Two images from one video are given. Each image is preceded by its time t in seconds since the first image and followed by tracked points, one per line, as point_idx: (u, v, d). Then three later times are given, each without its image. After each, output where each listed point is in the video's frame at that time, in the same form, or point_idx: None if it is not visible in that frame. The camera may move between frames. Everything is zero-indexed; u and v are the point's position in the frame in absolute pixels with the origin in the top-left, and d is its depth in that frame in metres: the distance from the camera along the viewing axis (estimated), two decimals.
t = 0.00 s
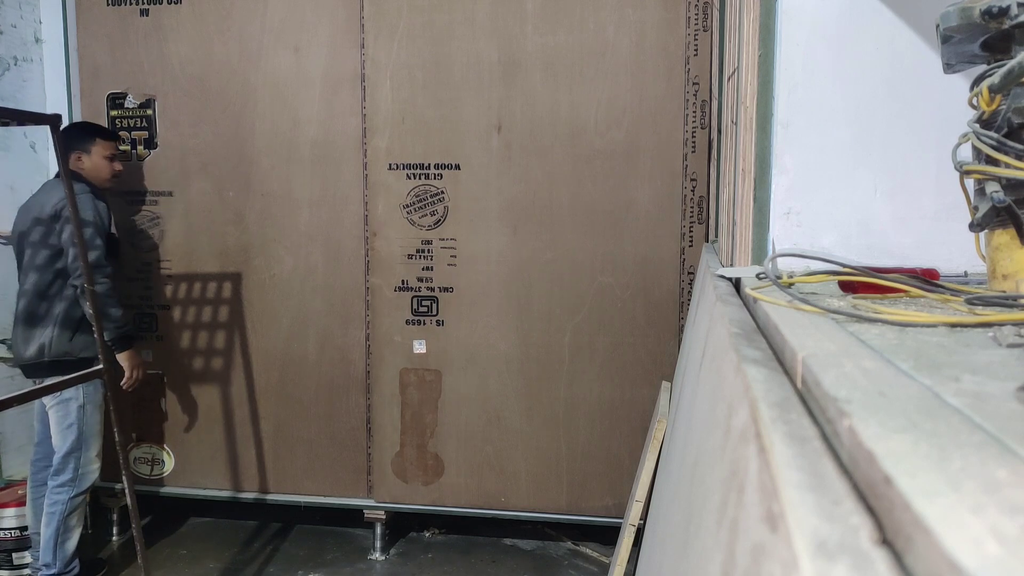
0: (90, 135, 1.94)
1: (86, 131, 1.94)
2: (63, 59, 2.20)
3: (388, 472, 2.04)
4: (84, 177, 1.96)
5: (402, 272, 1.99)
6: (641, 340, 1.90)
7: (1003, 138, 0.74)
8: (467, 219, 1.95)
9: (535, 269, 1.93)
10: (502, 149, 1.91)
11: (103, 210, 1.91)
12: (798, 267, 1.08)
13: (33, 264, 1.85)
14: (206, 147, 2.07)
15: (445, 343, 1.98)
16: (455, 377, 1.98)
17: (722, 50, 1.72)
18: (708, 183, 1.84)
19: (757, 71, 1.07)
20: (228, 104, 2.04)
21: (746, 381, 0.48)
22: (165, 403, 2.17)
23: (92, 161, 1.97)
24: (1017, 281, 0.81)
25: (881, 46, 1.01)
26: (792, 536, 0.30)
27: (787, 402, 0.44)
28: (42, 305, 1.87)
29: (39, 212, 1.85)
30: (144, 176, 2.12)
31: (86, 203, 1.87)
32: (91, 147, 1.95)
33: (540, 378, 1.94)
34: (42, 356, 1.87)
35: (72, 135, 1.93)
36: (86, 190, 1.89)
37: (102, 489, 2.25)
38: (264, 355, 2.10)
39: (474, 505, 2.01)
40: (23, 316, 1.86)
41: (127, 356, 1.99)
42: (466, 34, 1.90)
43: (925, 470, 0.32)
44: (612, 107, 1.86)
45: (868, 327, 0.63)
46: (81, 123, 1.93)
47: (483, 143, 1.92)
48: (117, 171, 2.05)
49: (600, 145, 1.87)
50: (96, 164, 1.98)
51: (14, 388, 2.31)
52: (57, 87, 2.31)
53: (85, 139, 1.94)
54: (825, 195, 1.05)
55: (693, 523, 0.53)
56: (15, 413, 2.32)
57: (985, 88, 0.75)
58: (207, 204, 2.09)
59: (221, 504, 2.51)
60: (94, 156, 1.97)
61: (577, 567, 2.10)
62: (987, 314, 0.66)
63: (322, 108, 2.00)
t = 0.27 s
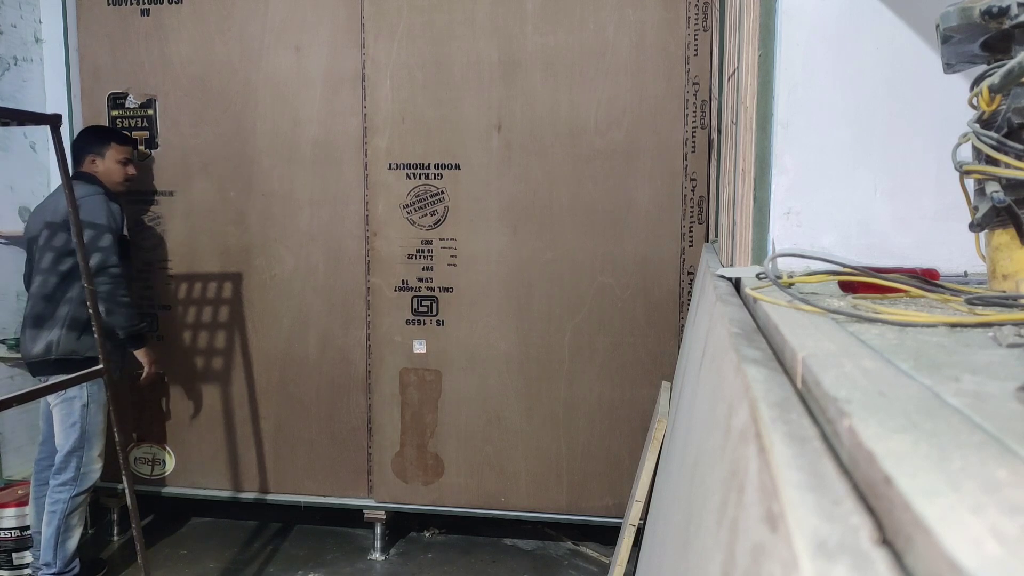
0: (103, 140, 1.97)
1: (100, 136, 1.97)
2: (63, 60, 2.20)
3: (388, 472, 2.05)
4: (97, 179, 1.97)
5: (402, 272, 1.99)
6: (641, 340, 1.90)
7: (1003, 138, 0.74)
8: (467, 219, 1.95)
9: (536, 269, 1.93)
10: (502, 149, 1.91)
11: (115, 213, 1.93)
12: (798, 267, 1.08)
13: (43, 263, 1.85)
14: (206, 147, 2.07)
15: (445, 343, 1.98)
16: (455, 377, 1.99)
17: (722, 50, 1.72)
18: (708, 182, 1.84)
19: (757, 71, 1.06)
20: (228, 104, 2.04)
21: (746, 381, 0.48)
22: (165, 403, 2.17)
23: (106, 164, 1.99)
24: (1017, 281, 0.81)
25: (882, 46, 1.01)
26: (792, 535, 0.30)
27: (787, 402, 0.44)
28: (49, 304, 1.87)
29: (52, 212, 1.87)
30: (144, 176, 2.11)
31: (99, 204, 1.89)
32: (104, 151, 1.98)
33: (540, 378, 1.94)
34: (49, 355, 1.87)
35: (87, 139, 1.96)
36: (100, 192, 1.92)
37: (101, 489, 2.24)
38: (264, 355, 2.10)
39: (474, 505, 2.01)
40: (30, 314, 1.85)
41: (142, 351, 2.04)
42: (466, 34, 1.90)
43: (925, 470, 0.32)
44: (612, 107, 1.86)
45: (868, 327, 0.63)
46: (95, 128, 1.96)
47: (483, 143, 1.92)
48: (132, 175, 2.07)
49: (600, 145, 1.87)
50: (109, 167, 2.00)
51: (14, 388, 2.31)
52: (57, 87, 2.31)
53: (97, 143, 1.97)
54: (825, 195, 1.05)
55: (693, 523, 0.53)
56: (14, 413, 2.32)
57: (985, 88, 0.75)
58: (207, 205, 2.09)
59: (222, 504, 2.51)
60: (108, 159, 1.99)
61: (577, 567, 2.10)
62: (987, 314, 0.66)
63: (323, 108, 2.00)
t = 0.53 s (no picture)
0: (111, 142, 1.98)
1: (109, 139, 1.98)
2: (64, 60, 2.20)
3: (388, 472, 2.05)
4: (104, 182, 1.98)
5: (402, 272, 1.99)
6: (641, 340, 1.90)
7: (1003, 138, 0.74)
8: (467, 219, 1.95)
9: (536, 269, 1.93)
10: (502, 149, 1.91)
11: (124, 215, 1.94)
12: (798, 267, 1.08)
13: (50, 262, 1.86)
14: (207, 147, 2.07)
15: (445, 343, 1.98)
16: (455, 377, 1.99)
17: (722, 50, 1.72)
18: (708, 182, 1.84)
19: (757, 71, 1.06)
20: (229, 104, 2.04)
21: (746, 381, 0.48)
22: (166, 403, 2.17)
23: (112, 165, 1.99)
24: (1017, 281, 0.81)
25: (882, 46, 1.01)
26: (792, 536, 0.30)
27: (787, 402, 0.44)
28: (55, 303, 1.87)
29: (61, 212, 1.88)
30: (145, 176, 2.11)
31: (108, 206, 1.90)
32: (111, 153, 1.98)
33: (540, 378, 1.94)
34: (52, 354, 1.87)
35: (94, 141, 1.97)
36: (109, 195, 1.93)
37: (101, 489, 2.24)
38: (264, 355, 2.10)
39: (474, 505, 2.01)
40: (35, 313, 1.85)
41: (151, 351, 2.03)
42: (466, 34, 1.90)
43: (924, 470, 0.32)
44: (612, 107, 1.86)
45: (868, 327, 0.63)
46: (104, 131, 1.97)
47: (483, 143, 1.92)
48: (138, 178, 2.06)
49: (600, 145, 1.87)
50: (115, 168, 2.00)
51: (14, 388, 2.31)
52: (57, 87, 2.31)
53: (105, 145, 1.98)
54: (825, 195, 1.05)
55: (693, 523, 0.53)
56: (14, 413, 2.32)
57: (985, 88, 0.75)
58: (208, 205, 2.09)
59: (222, 504, 2.51)
60: (114, 161, 1.99)
61: (577, 567, 2.10)
62: (986, 314, 0.66)
63: (324, 108, 2.00)
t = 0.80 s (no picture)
0: (115, 144, 1.98)
1: (114, 141, 1.98)
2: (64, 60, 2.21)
3: (388, 472, 2.05)
4: (107, 184, 1.98)
5: (402, 272, 1.99)
6: (641, 340, 1.90)
7: (1003, 138, 0.74)
8: (467, 218, 1.95)
9: (536, 269, 1.93)
10: (502, 148, 1.91)
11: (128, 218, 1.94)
12: (798, 267, 1.08)
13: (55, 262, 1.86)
14: (208, 147, 2.07)
15: (445, 343, 1.98)
16: (455, 377, 1.98)
17: (722, 50, 1.72)
18: (708, 182, 1.84)
19: (757, 71, 1.06)
20: (230, 104, 2.04)
21: (745, 381, 0.48)
22: (167, 403, 2.17)
23: (115, 168, 1.99)
24: (1017, 281, 0.81)
25: (882, 46, 1.01)
26: (792, 536, 0.30)
27: (787, 402, 0.44)
28: (57, 304, 1.87)
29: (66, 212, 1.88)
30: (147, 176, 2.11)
31: (111, 207, 1.90)
32: (116, 155, 1.98)
33: (540, 378, 1.94)
34: (54, 354, 1.87)
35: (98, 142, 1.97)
36: (113, 197, 1.93)
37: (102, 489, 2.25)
38: (264, 355, 2.10)
39: (474, 505, 2.01)
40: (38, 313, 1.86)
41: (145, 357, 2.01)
42: (466, 34, 1.90)
43: (925, 470, 0.32)
44: (612, 107, 1.86)
45: (868, 327, 0.63)
46: (110, 133, 1.97)
47: (483, 143, 1.92)
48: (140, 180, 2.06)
49: (600, 145, 1.87)
50: (119, 170, 2.00)
51: (13, 388, 2.31)
52: (57, 87, 2.31)
53: (109, 147, 1.97)
54: (825, 195, 1.05)
55: (693, 523, 0.53)
56: (14, 413, 2.32)
57: (985, 88, 0.75)
58: (209, 205, 2.09)
59: (222, 504, 2.51)
60: (118, 163, 1.99)
61: (577, 567, 2.10)
62: (986, 314, 0.66)
63: (325, 108, 2.00)
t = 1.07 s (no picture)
0: (118, 144, 1.98)
1: (117, 142, 1.98)
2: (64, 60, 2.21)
3: (388, 472, 2.05)
4: (108, 184, 1.98)
5: (402, 272, 1.99)
6: (642, 340, 1.90)
7: (1003, 138, 0.74)
8: (467, 219, 1.95)
9: (536, 269, 1.93)
10: (502, 149, 1.91)
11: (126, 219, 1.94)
12: (799, 267, 1.08)
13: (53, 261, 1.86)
14: (209, 147, 2.07)
15: (445, 343, 1.98)
16: (455, 377, 1.98)
17: (722, 50, 1.72)
18: (708, 182, 1.84)
19: (757, 71, 1.06)
20: (231, 104, 2.05)
21: (745, 381, 0.48)
22: (169, 404, 2.17)
23: (117, 168, 1.99)
24: (1017, 281, 0.81)
25: (881, 46, 1.01)
26: (792, 536, 0.30)
27: (787, 402, 0.44)
28: (54, 305, 1.87)
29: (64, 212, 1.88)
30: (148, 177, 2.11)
31: (109, 208, 1.90)
32: (118, 155, 1.98)
33: (540, 378, 1.94)
34: (52, 355, 1.87)
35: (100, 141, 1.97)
36: (110, 197, 1.93)
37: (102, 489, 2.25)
38: (264, 355, 2.10)
39: (474, 505, 2.01)
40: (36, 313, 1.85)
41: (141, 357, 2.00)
42: (466, 34, 1.90)
43: (925, 470, 0.32)
44: (612, 107, 1.86)
45: (868, 327, 0.63)
46: (114, 134, 1.97)
47: (483, 143, 1.92)
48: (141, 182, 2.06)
49: (601, 145, 1.87)
50: (120, 171, 2.00)
51: (13, 388, 2.32)
52: (57, 87, 2.31)
53: (110, 147, 1.98)
54: (825, 195, 1.05)
55: (693, 523, 0.53)
56: (14, 413, 2.33)
57: (985, 88, 0.75)
58: (209, 205, 2.09)
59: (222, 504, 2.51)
60: (119, 164, 1.99)
61: (577, 567, 2.10)
62: (987, 314, 0.66)
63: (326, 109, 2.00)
